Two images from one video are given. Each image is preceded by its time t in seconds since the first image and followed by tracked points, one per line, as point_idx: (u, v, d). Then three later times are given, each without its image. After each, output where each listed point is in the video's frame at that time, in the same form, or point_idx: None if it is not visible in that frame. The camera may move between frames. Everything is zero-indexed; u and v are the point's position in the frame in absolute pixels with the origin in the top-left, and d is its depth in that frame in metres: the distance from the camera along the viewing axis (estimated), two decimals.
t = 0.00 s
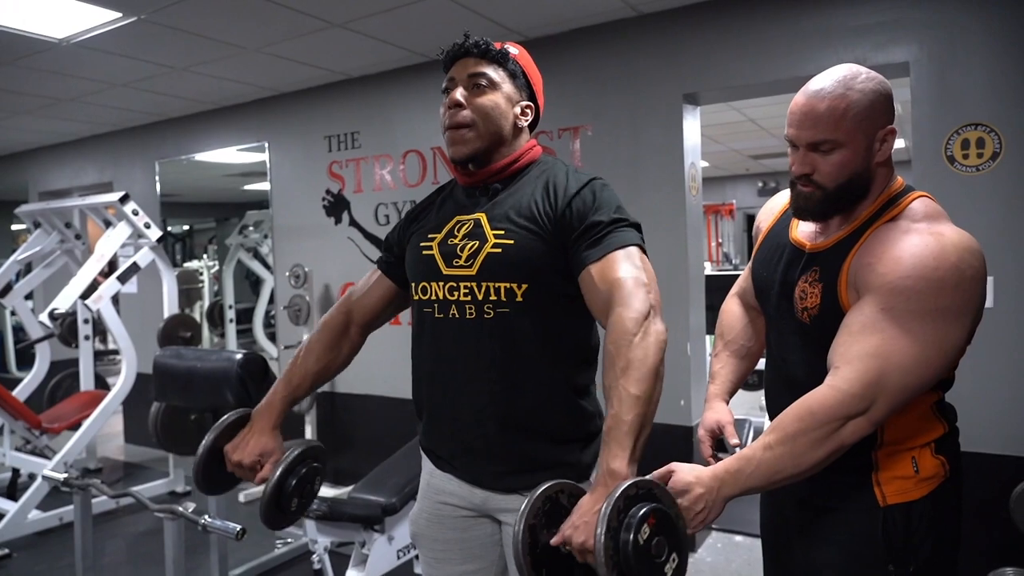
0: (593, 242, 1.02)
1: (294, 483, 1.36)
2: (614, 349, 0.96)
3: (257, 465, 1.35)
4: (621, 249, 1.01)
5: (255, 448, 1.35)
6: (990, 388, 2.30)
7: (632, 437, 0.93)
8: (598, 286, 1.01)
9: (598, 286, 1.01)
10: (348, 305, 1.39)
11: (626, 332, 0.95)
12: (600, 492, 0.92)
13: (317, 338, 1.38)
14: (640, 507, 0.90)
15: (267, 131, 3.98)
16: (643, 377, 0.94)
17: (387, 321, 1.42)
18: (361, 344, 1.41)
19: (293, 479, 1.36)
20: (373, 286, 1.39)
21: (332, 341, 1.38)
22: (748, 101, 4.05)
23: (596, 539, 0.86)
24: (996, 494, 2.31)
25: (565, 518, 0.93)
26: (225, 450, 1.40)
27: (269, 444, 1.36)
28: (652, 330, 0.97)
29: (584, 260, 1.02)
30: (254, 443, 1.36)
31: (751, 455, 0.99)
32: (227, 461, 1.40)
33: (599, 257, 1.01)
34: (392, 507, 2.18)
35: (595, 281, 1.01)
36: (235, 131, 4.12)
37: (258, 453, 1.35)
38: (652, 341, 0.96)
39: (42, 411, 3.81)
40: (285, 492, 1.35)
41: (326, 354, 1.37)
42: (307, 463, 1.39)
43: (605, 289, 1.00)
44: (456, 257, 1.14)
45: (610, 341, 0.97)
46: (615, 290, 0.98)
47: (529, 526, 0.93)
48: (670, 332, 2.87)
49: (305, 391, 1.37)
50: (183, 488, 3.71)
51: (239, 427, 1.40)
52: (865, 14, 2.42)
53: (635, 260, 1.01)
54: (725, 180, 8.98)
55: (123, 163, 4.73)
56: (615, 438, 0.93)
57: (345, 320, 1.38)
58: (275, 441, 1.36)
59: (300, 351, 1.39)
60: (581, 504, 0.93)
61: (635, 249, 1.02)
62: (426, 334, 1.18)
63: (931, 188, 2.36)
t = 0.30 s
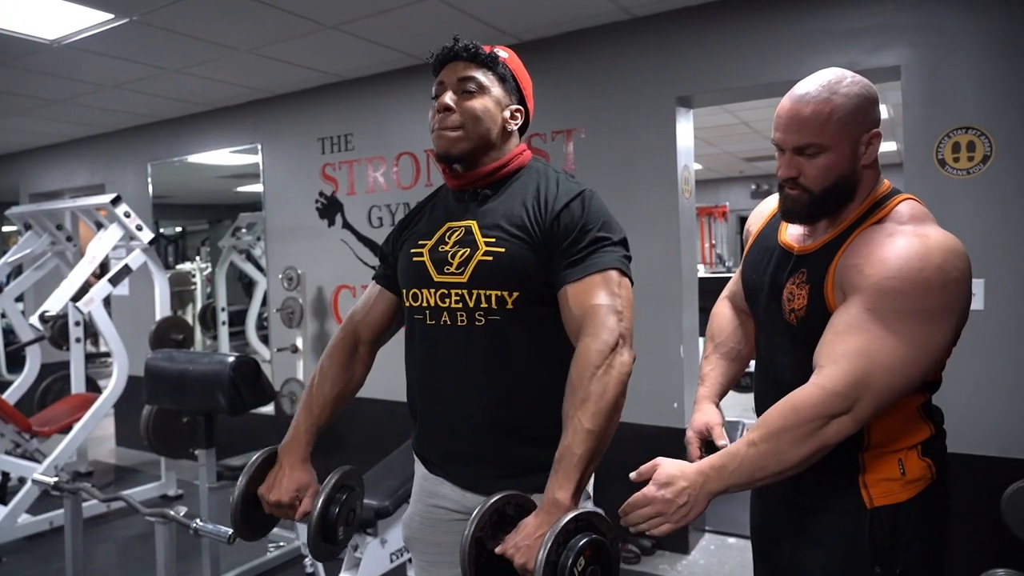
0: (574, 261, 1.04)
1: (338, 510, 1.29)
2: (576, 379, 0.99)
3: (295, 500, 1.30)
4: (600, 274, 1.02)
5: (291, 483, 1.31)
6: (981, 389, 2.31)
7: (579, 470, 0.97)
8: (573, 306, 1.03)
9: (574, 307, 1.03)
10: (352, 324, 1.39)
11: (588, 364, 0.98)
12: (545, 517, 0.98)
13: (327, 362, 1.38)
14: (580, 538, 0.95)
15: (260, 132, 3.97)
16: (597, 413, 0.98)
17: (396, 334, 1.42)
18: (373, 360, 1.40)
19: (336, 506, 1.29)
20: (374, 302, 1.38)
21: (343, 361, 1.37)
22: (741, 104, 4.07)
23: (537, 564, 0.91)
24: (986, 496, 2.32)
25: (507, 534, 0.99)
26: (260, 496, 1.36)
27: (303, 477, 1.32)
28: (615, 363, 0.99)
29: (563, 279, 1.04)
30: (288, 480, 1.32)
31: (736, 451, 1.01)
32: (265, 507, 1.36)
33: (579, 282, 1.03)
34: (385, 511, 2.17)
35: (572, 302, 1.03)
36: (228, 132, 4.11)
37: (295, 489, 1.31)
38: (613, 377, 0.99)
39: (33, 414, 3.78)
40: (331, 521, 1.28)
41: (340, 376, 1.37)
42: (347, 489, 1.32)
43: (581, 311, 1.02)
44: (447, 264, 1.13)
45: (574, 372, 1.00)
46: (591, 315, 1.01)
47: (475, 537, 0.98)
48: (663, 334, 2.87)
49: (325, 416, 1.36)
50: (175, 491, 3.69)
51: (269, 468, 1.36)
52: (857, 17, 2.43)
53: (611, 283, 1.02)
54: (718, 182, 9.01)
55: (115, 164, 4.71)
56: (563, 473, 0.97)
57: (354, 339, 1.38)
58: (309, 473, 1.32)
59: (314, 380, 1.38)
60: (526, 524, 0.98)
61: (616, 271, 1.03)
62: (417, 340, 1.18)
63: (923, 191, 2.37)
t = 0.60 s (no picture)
0: (568, 269, 1.04)
1: (358, 519, 1.27)
2: (568, 383, 1.00)
3: (313, 513, 1.29)
4: (592, 282, 1.02)
5: (306, 497, 1.29)
6: (975, 388, 2.32)
7: (566, 477, 0.98)
8: (565, 312, 1.04)
9: (566, 314, 1.04)
10: (351, 333, 1.39)
11: (577, 371, 0.99)
12: (535, 521, 0.98)
13: (327, 372, 1.37)
14: (570, 543, 0.96)
15: (256, 131, 3.96)
16: (585, 422, 0.99)
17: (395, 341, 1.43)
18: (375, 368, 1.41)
19: (355, 515, 1.27)
20: (373, 309, 1.39)
21: (345, 370, 1.37)
22: (737, 103, 4.07)
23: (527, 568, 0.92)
24: (981, 495, 2.33)
25: (499, 535, 1.00)
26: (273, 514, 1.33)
27: (318, 489, 1.31)
28: (608, 372, 1.00)
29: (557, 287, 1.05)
30: (303, 494, 1.30)
31: (712, 443, 1.02)
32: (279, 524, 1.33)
33: (573, 288, 1.03)
34: (381, 510, 2.17)
35: (564, 308, 1.03)
36: (224, 131, 4.10)
37: (312, 502, 1.29)
38: (605, 384, 1.00)
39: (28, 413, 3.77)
40: (351, 531, 1.26)
41: (343, 385, 1.36)
42: (364, 497, 1.30)
43: (573, 318, 1.03)
44: (443, 266, 1.13)
45: (564, 379, 1.00)
46: (580, 323, 1.02)
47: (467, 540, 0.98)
48: (659, 333, 2.87)
49: (331, 424, 1.35)
50: (171, 491, 3.69)
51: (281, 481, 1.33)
52: (853, 17, 2.43)
53: (603, 290, 1.03)
54: (714, 182, 9.03)
55: (110, 163, 4.70)
56: (552, 478, 0.99)
57: (354, 347, 1.38)
58: (323, 485, 1.31)
59: (315, 392, 1.37)
60: (516, 527, 0.99)
61: (610, 279, 1.03)
62: (413, 342, 1.18)
63: (918, 191, 2.38)
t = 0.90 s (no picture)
0: (587, 264, 1.04)
1: (322, 508, 1.37)
2: (612, 375, 0.99)
3: (281, 496, 1.35)
4: (615, 271, 1.03)
5: (275, 480, 1.35)
6: (978, 391, 2.32)
7: (630, 466, 0.97)
8: (593, 305, 1.03)
9: (594, 308, 1.03)
10: (341, 321, 1.39)
11: (621, 358, 0.99)
12: (604, 517, 0.96)
13: (314, 358, 1.38)
14: (647, 531, 0.94)
15: (259, 132, 3.97)
16: (639, 406, 0.97)
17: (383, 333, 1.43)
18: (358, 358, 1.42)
19: (320, 503, 1.37)
20: (364, 298, 1.39)
21: (331, 359, 1.38)
22: (739, 105, 4.08)
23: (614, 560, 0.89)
24: (984, 497, 2.32)
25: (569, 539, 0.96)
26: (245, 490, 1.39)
27: (286, 474, 1.36)
28: (647, 356, 1.00)
29: (579, 282, 1.05)
30: (272, 476, 1.36)
31: (699, 440, 1.06)
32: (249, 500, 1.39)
33: (597, 281, 1.03)
34: (383, 511, 2.17)
35: (593, 303, 1.03)
36: (226, 132, 4.10)
37: (279, 485, 1.35)
38: (648, 368, 0.99)
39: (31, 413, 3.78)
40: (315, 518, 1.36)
41: (326, 373, 1.38)
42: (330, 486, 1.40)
43: (601, 308, 1.02)
44: (449, 272, 1.13)
45: (608, 366, 1.00)
46: (607, 309, 1.01)
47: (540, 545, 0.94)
48: (662, 335, 2.87)
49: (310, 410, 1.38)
50: (173, 491, 3.69)
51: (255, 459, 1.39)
52: (855, 19, 2.44)
53: (630, 279, 1.03)
54: (716, 184, 9.03)
55: (113, 164, 4.71)
56: (616, 466, 0.96)
57: (342, 335, 1.39)
58: (291, 470, 1.36)
59: (300, 375, 1.39)
60: (585, 525, 0.96)
61: (631, 266, 1.04)
62: (418, 346, 1.18)
63: (921, 192, 2.38)
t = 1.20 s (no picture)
0: (613, 218, 1.04)
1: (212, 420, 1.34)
2: (686, 281, 0.92)
3: (184, 391, 1.35)
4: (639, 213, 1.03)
5: (185, 371, 1.35)
6: (981, 392, 2.31)
7: (754, 343, 0.85)
8: (637, 247, 1.00)
9: (637, 244, 1.00)
10: (316, 266, 1.38)
11: (690, 267, 0.92)
12: (755, 406, 0.82)
13: (279, 288, 1.37)
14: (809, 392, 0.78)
15: (262, 134, 3.98)
16: (732, 295, 0.89)
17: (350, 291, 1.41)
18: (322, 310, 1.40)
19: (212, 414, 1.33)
20: (347, 256, 1.38)
21: (292, 298, 1.36)
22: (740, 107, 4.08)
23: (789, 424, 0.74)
24: (986, 499, 2.32)
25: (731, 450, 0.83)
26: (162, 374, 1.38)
27: (200, 372, 1.35)
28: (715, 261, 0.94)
29: (611, 236, 1.02)
30: (185, 368, 1.35)
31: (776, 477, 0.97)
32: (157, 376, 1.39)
33: (632, 225, 1.02)
34: (385, 512, 2.17)
35: (637, 247, 0.99)
36: (229, 134, 4.11)
37: (187, 378, 1.35)
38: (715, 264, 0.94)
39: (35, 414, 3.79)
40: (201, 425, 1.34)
41: (283, 306, 1.36)
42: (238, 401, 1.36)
43: (646, 246, 0.98)
44: (456, 266, 1.13)
45: (679, 284, 0.93)
46: (652, 242, 0.98)
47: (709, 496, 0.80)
48: (664, 336, 2.87)
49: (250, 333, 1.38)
50: (175, 492, 3.70)
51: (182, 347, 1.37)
52: (857, 21, 2.44)
53: (659, 217, 1.02)
54: (718, 186, 9.04)
55: (116, 165, 4.72)
56: (739, 349, 0.85)
57: (311, 279, 1.37)
58: (206, 371, 1.35)
59: (259, 298, 1.38)
60: (743, 429, 0.82)
61: (653, 210, 1.03)
62: (423, 342, 1.18)
63: (923, 194, 2.38)
